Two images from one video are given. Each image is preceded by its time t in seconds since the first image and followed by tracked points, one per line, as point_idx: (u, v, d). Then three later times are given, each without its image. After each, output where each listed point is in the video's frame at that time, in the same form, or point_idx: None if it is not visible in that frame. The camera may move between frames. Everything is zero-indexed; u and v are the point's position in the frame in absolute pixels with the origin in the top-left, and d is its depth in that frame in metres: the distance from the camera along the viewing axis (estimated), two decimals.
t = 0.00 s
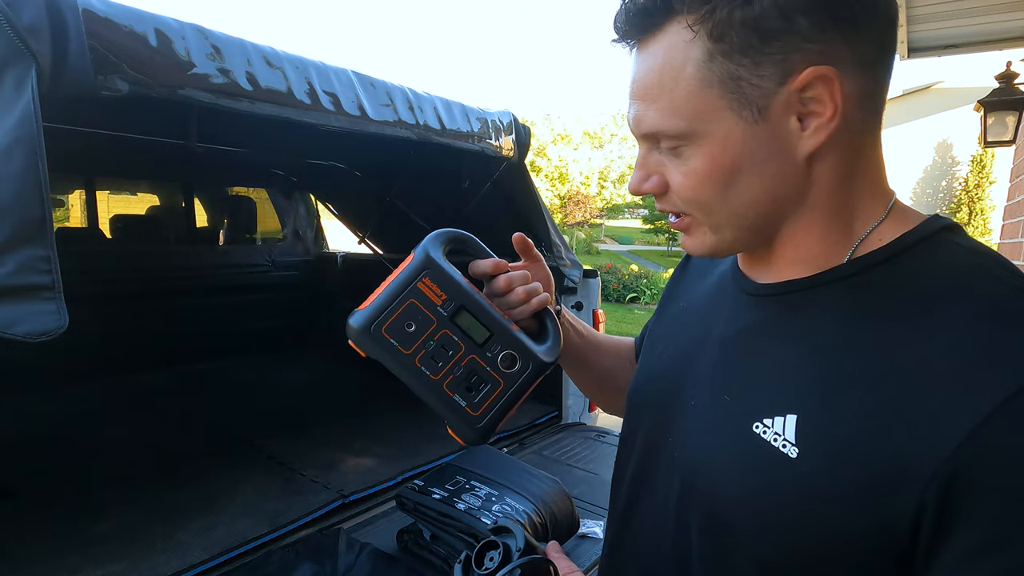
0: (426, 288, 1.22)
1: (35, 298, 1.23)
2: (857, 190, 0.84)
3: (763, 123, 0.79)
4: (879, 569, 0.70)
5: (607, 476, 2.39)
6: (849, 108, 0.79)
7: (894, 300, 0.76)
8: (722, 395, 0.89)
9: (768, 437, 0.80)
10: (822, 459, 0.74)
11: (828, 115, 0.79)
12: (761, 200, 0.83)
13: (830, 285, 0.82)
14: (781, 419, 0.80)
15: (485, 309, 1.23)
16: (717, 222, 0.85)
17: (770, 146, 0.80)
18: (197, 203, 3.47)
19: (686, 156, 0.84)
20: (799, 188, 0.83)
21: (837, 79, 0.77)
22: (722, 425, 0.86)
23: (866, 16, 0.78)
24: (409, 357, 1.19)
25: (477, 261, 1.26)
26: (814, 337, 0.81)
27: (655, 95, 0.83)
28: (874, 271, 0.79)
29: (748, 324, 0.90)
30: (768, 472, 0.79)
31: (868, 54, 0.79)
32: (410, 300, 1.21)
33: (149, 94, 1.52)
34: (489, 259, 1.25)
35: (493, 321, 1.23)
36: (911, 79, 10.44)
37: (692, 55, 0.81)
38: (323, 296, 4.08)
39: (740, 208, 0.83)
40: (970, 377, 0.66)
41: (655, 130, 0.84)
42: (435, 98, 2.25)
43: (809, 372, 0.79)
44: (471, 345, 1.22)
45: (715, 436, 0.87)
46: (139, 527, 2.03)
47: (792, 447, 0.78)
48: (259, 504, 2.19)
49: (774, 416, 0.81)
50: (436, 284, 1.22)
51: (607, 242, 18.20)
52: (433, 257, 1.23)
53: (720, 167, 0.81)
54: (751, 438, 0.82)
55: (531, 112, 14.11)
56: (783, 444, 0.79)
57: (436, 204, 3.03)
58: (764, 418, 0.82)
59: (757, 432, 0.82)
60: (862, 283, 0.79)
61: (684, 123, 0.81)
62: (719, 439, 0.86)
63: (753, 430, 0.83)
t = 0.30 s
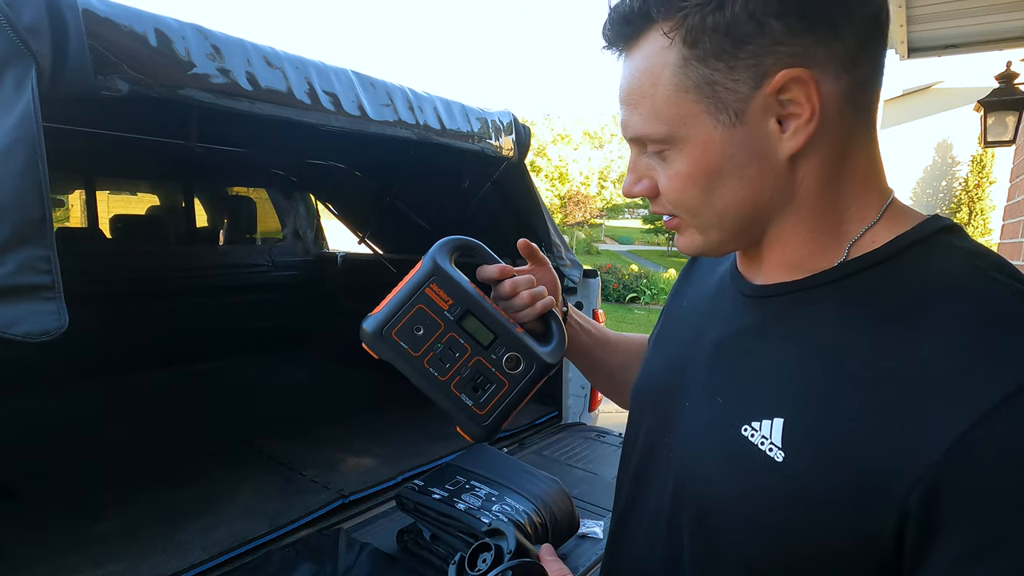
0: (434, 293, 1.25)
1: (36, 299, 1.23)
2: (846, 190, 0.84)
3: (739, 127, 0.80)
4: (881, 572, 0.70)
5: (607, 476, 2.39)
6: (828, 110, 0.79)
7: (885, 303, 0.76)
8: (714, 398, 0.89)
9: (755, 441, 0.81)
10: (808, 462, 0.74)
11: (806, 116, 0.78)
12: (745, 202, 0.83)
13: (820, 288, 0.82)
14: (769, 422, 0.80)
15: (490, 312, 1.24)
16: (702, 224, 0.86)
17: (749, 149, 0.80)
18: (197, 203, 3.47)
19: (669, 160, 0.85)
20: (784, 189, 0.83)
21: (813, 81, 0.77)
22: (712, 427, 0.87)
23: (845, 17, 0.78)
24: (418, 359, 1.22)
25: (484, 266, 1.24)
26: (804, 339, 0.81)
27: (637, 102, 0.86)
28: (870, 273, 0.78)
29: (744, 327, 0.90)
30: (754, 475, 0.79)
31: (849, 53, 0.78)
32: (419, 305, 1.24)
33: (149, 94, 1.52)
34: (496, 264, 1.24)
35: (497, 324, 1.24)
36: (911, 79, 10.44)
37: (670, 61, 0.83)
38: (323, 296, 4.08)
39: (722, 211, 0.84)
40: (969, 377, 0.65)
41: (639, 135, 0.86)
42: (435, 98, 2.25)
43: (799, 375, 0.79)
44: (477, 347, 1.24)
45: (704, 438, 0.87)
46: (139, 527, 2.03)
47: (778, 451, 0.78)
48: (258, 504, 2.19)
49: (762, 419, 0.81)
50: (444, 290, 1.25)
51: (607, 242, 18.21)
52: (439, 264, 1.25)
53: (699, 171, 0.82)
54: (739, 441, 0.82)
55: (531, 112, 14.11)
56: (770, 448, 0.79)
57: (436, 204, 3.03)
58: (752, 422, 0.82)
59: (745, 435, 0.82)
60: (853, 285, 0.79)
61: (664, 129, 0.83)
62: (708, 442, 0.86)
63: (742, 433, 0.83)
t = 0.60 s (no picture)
0: (458, 264, 1.25)
1: (35, 298, 1.23)
2: (840, 189, 0.83)
3: (726, 128, 0.80)
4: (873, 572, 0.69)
5: (608, 476, 2.39)
6: (817, 110, 0.79)
7: (870, 302, 0.75)
8: (704, 394, 0.90)
9: (738, 436, 0.81)
10: (786, 458, 0.74)
11: (793, 116, 0.78)
12: (735, 202, 0.84)
13: (808, 287, 0.82)
14: (752, 419, 0.80)
15: (510, 288, 1.26)
16: (696, 224, 0.88)
17: (737, 150, 0.81)
18: (197, 203, 3.48)
19: (661, 161, 0.87)
20: (775, 189, 0.84)
21: (799, 82, 0.77)
22: (700, 423, 0.88)
23: (832, 17, 0.77)
24: (436, 325, 1.21)
25: (506, 248, 1.31)
26: (792, 337, 0.81)
27: (630, 104, 0.88)
28: (860, 273, 0.78)
29: (737, 324, 0.90)
30: (733, 469, 0.80)
31: (837, 51, 0.78)
32: (443, 273, 1.24)
33: (149, 94, 1.52)
34: (517, 246, 1.30)
35: (516, 300, 1.25)
36: (911, 79, 10.45)
37: (660, 64, 0.85)
38: (323, 296, 4.08)
39: (713, 211, 0.85)
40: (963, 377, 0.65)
41: (633, 136, 0.88)
42: (435, 98, 2.25)
43: (784, 373, 0.79)
44: (495, 321, 1.24)
45: (692, 434, 0.88)
46: (139, 528, 2.03)
47: (758, 447, 0.78)
48: (258, 504, 2.19)
49: (746, 416, 0.81)
50: (468, 261, 1.26)
51: (607, 242, 18.21)
52: (466, 237, 1.27)
53: (689, 171, 0.83)
54: (723, 436, 0.83)
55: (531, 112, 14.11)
56: (751, 444, 0.79)
57: (436, 205, 3.03)
58: (737, 418, 0.82)
59: (729, 430, 0.83)
60: (842, 283, 0.79)
61: (655, 130, 0.85)
62: (695, 437, 0.87)
63: (726, 429, 0.83)
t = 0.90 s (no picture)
0: (457, 259, 1.26)
1: (35, 298, 1.23)
2: (854, 190, 0.83)
3: (750, 121, 0.80)
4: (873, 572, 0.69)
5: (608, 476, 2.39)
6: (840, 105, 0.79)
7: (878, 302, 0.75)
8: (711, 391, 0.89)
9: (745, 433, 0.81)
10: (794, 455, 0.74)
11: (818, 110, 0.78)
12: (753, 197, 0.83)
13: (815, 286, 0.82)
14: (760, 416, 0.80)
15: (508, 283, 1.25)
16: (712, 220, 0.86)
17: (759, 144, 0.81)
18: (197, 203, 3.48)
19: (680, 154, 0.86)
20: (793, 185, 0.83)
21: (825, 75, 0.77)
22: (707, 421, 0.87)
23: (855, 13, 0.77)
24: (434, 319, 1.22)
25: (506, 244, 1.30)
26: (800, 335, 0.81)
27: (649, 96, 0.86)
28: (871, 272, 0.78)
29: (743, 323, 0.90)
30: (738, 466, 0.80)
31: (860, 49, 0.78)
32: (441, 268, 1.25)
33: (149, 94, 1.52)
34: (516, 242, 1.29)
35: (514, 295, 1.25)
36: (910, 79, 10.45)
37: (682, 55, 0.83)
38: (323, 296, 4.08)
39: (731, 206, 0.84)
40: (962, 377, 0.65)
41: (650, 128, 0.87)
42: (435, 98, 2.25)
43: (794, 372, 0.79)
44: (492, 316, 1.24)
45: (697, 430, 0.88)
46: (139, 528, 2.03)
47: (766, 444, 0.78)
48: (258, 504, 2.19)
49: (754, 413, 0.81)
50: (467, 256, 1.26)
51: (607, 242, 18.21)
52: (466, 232, 1.27)
53: (710, 165, 0.82)
54: (730, 433, 0.83)
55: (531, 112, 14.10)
56: (759, 441, 0.79)
57: (436, 205, 3.03)
58: (744, 415, 0.82)
59: (736, 427, 0.83)
60: (849, 282, 0.79)
61: (675, 122, 0.84)
62: (700, 433, 0.87)
63: (733, 426, 0.83)
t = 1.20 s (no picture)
0: (441, 276, 1.25)
1: (35, 298, 1.23)
2: (865, 188, 0.84)
3: (769, 116, 0.79)
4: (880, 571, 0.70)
5: (608, 476, 2.39)
6: (857, 102, 0.79)
7: (894, 302, 0.76)
8: (723, 394, 0.88)
9: (767, 436, 0.80)
10: (820, 456, 0.74)
11: (836, 107, 0.78)
12: (769, 195, 0.83)
13: (828, 287, 0.82)
14: (781, 418, 0.80)
15: (495, 296, 1.25)
16: (728, 218, 0.85)
17: (777, 141, 0.80)
18: (197, 203, 3.48)
19: (695, 152, 0.84)
20: (808, 183, 0.83)
21: (845, 72, 0.77)
22: (721, 423, 0.87)
23: (871, 11, 0.78)
24: (422, 338, 1.21)
25: (491, 256, 1.28)
26: (816, 335, 0.81)
27: (664, 93, 0.85)
28: (885, 272, 0.78)
29: (752, 324, 0.90)
30: (762, 469, 0.79)
31: (874, 48, 0.79)
32: (426, 286, 1.24)
33: (149, 94, 1.52)
34: (501, 254, 1.28)
35: (502, 309, 1.25)
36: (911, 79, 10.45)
37: (699, 51, 0.82)
38: (323, 295, 4.08)
39: (749, 204, 0.83)
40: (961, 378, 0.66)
41: (664, 126, 0.85)
42: (435, 98, 2.25)
43: (813, 372, 0.79)
44: (481, 331, 1.24)
45: (712, 432, 0.87)
46: (139, 528, 2.03)
47: (790, 446, 0.77)
48: (259, 504, 2.19)
49: (774, 415, 0.81)
50: (451, 273, 1.25)
51: (607, 242, 18.21)
52: (448, 249, 1.27)
53: (729, 161, 0.81)
54: (750, 436, 0.82)
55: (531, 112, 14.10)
56: (782, 443, 0.78)
57: (436, 205, 3.03)
58: (764, 417, 0.82)
59: (756, 430, 0.82)
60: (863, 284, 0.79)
61: (692, 118, 0.82)
62: (717, 435, 0.86)
63: (753, 429, 0.82)
